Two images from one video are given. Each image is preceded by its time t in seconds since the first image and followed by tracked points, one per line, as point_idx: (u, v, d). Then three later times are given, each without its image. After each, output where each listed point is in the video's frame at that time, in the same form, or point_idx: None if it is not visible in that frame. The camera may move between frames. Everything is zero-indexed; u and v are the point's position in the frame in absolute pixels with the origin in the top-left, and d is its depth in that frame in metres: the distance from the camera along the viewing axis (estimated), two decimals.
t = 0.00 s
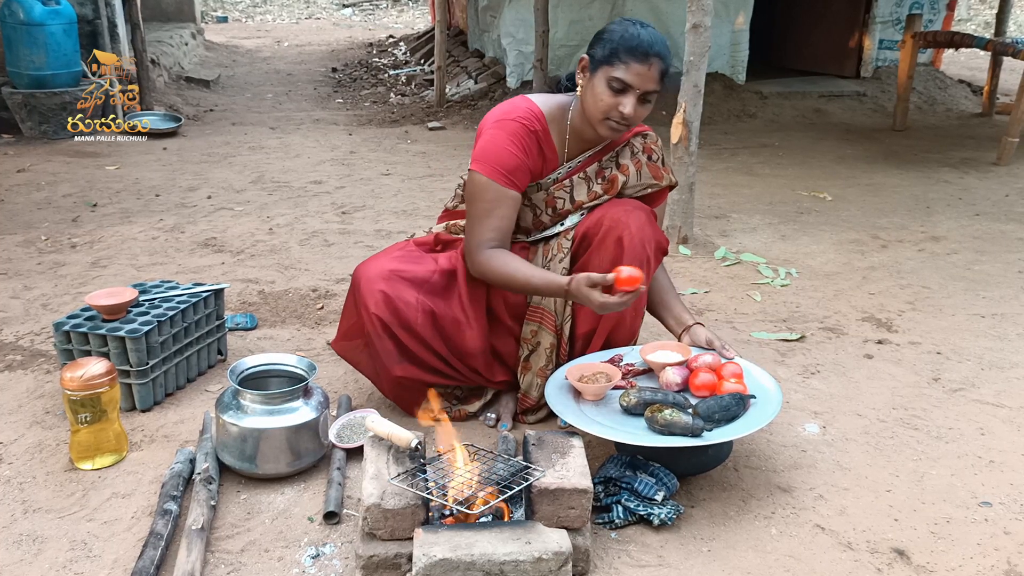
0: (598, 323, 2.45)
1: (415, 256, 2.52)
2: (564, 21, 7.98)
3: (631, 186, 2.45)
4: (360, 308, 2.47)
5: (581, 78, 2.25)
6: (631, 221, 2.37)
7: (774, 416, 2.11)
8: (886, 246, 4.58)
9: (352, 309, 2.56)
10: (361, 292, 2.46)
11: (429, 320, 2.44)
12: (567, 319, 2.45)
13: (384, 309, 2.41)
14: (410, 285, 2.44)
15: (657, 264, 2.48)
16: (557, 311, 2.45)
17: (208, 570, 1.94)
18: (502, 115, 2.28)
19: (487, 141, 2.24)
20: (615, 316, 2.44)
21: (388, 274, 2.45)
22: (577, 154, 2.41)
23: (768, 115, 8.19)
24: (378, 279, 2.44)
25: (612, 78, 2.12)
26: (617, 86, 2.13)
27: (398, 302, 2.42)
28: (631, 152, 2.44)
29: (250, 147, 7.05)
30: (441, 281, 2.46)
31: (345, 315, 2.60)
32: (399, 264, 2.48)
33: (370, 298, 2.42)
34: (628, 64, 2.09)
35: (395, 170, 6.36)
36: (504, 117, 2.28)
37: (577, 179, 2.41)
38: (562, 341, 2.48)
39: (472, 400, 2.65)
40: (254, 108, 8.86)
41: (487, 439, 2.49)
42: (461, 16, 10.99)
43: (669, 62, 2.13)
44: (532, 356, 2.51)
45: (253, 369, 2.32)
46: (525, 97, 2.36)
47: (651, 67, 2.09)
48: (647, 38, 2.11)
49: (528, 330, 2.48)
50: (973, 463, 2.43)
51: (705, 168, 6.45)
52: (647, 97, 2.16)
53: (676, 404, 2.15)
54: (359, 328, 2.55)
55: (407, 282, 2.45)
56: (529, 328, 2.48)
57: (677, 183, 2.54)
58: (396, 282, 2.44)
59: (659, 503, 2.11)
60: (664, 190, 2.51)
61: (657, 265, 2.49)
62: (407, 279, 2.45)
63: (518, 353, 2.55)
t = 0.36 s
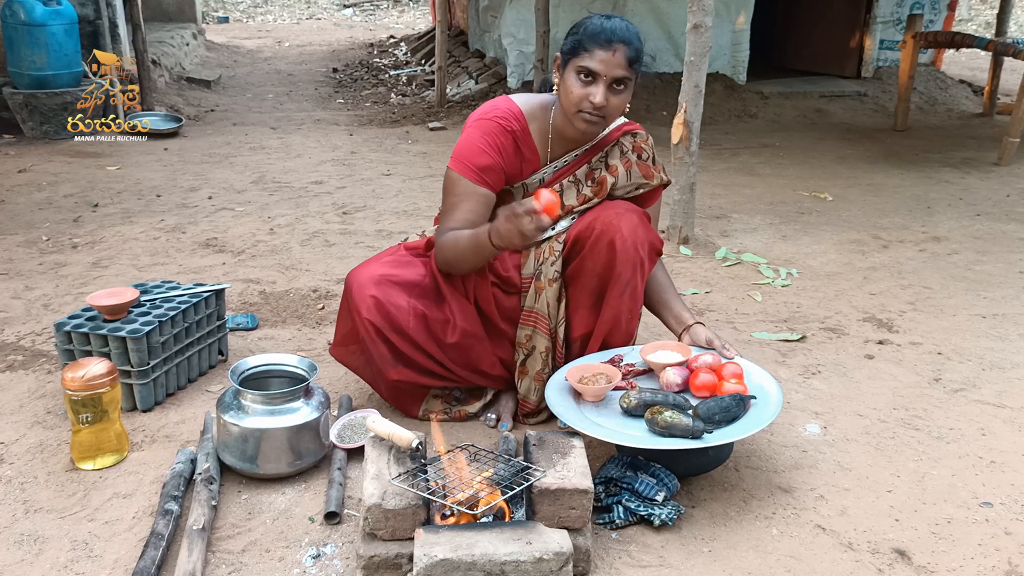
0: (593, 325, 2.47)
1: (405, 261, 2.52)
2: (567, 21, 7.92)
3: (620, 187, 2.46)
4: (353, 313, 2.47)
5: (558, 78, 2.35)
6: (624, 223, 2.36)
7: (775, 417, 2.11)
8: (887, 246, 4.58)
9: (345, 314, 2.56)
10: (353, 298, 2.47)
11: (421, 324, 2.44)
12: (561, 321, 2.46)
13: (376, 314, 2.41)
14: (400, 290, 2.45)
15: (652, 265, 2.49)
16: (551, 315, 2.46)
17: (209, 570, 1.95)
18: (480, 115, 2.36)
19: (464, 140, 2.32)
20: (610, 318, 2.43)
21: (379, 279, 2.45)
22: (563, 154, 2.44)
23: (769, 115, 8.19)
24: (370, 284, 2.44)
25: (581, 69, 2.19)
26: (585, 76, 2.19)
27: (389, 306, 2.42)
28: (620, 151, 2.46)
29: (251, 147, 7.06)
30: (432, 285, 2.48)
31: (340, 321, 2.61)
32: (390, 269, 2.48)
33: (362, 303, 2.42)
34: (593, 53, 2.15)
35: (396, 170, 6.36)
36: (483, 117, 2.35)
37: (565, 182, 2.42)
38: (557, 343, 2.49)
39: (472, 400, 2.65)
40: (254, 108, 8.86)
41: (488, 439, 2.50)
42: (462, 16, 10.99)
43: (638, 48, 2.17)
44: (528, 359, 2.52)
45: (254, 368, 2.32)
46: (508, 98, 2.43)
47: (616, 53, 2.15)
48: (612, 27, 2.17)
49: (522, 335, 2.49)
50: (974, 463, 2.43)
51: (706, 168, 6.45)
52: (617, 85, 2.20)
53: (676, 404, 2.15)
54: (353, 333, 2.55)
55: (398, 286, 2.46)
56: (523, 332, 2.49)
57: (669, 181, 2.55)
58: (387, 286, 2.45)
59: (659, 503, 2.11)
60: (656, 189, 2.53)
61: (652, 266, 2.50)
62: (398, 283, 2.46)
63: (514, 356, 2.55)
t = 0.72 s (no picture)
0: (594, 326, 2.46)
1: (406, 261, 2.53)
2: (567, 21, 7.95)
3: (621, 188, 2.47)
4: (354, 314, 2.47)
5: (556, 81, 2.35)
6: (624, 225, 2.36)
7: (775, 417, 2.10)
8: (888, 246, 4.58)
9: (346, 315, 2.56)
10: (353, 299, 2.47)
11: (421, 325, 2.45)
12: (562, 322, 2.47)
13: (377, 314, 2.41)
14: (401, 291, 2.45)
15: (653, 265, 2.48)
16: (553, 317, 2.46)
17: (210, 570, 1.95)
18: (483, 112, 2.40)
19: (464, 135, 2.36)
20: (611, 318, 2.42)
21: (380, 278, 2.45)
22: (563, 155, 2.45)
23: (770, 115, 8.19)
24: (371, 284, 2.44)
25: (578, 70, 2.19)
26: (584, 78, 2.19)
27: (390, 306, 2.42)
28: (621, 153, 2.47)
29: (251, 147, 7.06)
30: (434, 286, 2.49)
31: (341, 322, 2.60)
32: (391, 268, 2.48)
33: (363, 304, 2.42)
34: (590, 53, 2.15)
35: (397, 170, 6.37)
36: (484, 114, 2.40)
37: (566, 184, 2.44)
38: (558, 344, 2.49)
39: (473, 400, 2.65)
40: (255, 108, 8.87)
41: (489, 439, 2.50)
42: (462, 16, 11.00)
43: (635, 46, 2.17)
44: (530, 361, 2.52)
45: (255, 369, 2.33)
46: (510, 97, 2.47)
47: (613, 53, 2.14)
48: (608, 27, 2.17)
49: (524, 336, 2.49)
50: (975, 463, 2.43)
51: (707, 168, 6.45)
52: (616, 85, 2.20)
53: (676, 406, 2.16)
54: (355, 334, 2.55)
55: (399, 286, 2.46)
56: (524, 334, 2.49)
57: (670, 182, 2.55)
58: (388, 286, 2.45)
59: (660, 504, 2.11)
60: (657, 189, 2.53)
61: (653, 267, 2.49)
62: (398, 283, 2.46)
63: (515, 358, 2.55)
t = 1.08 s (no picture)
0: (598, 326, 2.46)
1: (411, 260, 2.52)
2: (568, 21, 7.94)
3: (625, 192, 2.45)
4: (358, 313, 2.47)
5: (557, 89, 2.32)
6: (629, 226, 2.36)
7: (776, 417, 2.10)
8: (889, 246, 4.58)
9: (350, 313, 2.56)
10: (358, 298, 2.46)
11: (425, 324, 2.45)
12: (566, 324, 2.46)
13: (381, 313, 2.41)
14: (406, 290, 2.45)
15: (656, 266, 2.47)
16: (557, 319, 2.46)
17: (211, 570, 1.95)
18: (485, 124, 2.35)
19: (467, 148, 2.29)
20: (615, 319, 2.42)
21: (384, 277, 2.45)
22: (566, 162, 2.42)
23: (771, 115, 8.19)
24: (375, 283, 2.44)
25: (577, 87, 2.17)
26: (582, 95, 2.17)
27: (394, 306, 2.42)
28: (624, 157, 2.44)
29: (252, 147, 7.06)
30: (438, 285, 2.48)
31: (343, 321, 2.60)
32: (396, 267, 2.48)
33: (367, 303, 2.42)
34: (589, 73, 2.12)
35: (398, 170, 6.37)
36: (489, 125, 2.34)
37: (569, 190, 2.42)
38: (562, 346, 2.48)
39: (474, 401, 2.64)
40: (256, 108, 8.88)
41: (490, 439, 2.50)
42: (463, 16, 11.01)
43: (635, 67, 2.13)
44: (533, 362, 2.51)
45: (256, 369, 2.32)
46: (512, 106, 2.42)
47: (612, 74, 2.11)
48: (609, 44, 2.12)
49: (528, 337, 2.48)
50: (976, 463, 2.43)
51: (708, 168, 6.45)
52: (614, 104, 2.17)
53: (677, 405, 2.16)
54: (357, 334, 2.55)
55: (403, 285, 2.46)
56: (528, 335, 2.48)
57: (673, 183, 2.54)
58: (393, 285, 2.45)
59: (661, 504, 2.11)
60: (659, 191, 2.51)
61: (657, 267, 2.48)
62: (402, 282, 2.46)
63: (519, 359, 2.55)
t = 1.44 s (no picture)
0: (599, 328, 2.47)
1: (412, 262, 2.52)
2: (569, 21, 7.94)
3: (623, 196, 2.44)
4: (359, 315, 2.47)
5: (553, 97, 2.30)
6: (630, 227, 2.37)
7: (777, 417, 2.10)
8: (890, 246, 4.57)
9: (351, 315, 2.55)
10: (358, 299, 2.47)
11: (426, 326, 2.46)
12: (568, 327, 2.47)
13: (382, 316, 2.41)
14: (406, 292, 2.46)
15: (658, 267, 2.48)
16: (559, 321, 2.47)
17: (213, 570, 1.95)
18: (485, 145, 2.26)
19: (475, 174, 2.20)
20: (616, 321, 2.42)
21: (385, 279, 2.45)
22: (561, 173, 2.39)
23: (772, 115, 8.19)
24: (376, 285, 2.44)
25: (575, 95, 2.14)
26: (580, 104, 2.15)
27: (395, 308, 2.43)
28: (620, 161, 2.44)
29: (253, 147, 7.07)
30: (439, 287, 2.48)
31: (343, 323, 2.60)
32: (396, 270, 2.47)
33: (368, 305, 2.42)
34: (589, 81, 2.10)
35: (399, 170, 6.38)
36: (490, 146, 2.26)
37: (568, 199, 2.41)
38: (564, 349, 2.49)
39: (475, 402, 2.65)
40: (257, 108, 8.88)
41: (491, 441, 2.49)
42: (464, 16, 11.02)
43: (635, 77, 2.12)
44: (534, 365, 2.51)
45: (257, 369, 2.32)
46: (506, 123, 2.35)
47: (612, 82, 2.09)
48: (609, 52, 2.11)
49: (529, 340, 2.50)
50: (977, 463, 2.43)
51: (709, 168, 6.45)
52: (613, 114, 2.16)
53: (678, 405, 2.16)
54: (357, 335, 2.55)
55: (404, 287, 2.46)
56: (529, 338, 2.49)
57: (671, 183, 2.54)
58: (394, 287, 2.45)
59: (662, 504, 2.12)
60: (658, 192, 2.51)
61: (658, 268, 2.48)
62: (403, 284, 2.46)
63: (519, 361, 2.56)
